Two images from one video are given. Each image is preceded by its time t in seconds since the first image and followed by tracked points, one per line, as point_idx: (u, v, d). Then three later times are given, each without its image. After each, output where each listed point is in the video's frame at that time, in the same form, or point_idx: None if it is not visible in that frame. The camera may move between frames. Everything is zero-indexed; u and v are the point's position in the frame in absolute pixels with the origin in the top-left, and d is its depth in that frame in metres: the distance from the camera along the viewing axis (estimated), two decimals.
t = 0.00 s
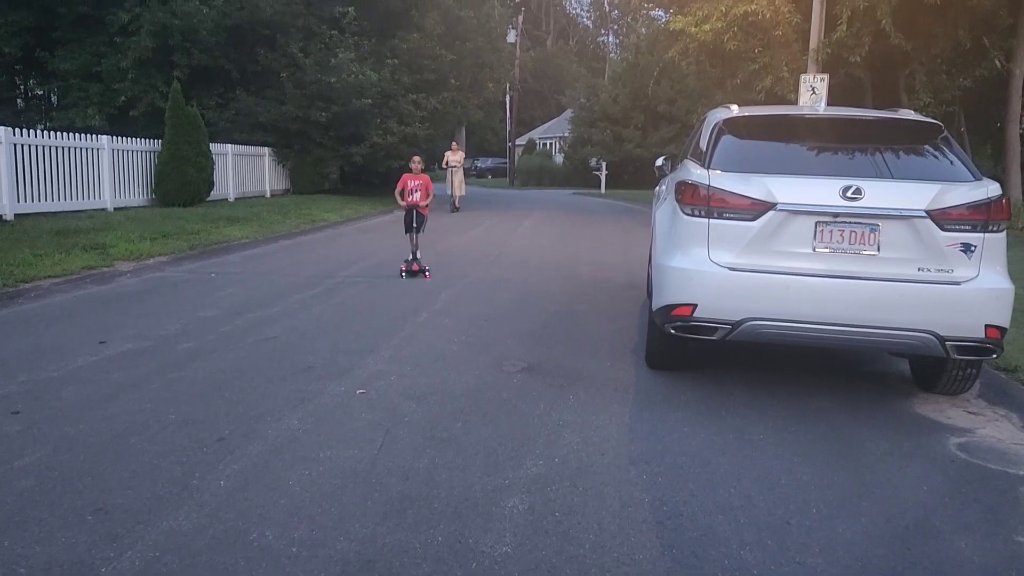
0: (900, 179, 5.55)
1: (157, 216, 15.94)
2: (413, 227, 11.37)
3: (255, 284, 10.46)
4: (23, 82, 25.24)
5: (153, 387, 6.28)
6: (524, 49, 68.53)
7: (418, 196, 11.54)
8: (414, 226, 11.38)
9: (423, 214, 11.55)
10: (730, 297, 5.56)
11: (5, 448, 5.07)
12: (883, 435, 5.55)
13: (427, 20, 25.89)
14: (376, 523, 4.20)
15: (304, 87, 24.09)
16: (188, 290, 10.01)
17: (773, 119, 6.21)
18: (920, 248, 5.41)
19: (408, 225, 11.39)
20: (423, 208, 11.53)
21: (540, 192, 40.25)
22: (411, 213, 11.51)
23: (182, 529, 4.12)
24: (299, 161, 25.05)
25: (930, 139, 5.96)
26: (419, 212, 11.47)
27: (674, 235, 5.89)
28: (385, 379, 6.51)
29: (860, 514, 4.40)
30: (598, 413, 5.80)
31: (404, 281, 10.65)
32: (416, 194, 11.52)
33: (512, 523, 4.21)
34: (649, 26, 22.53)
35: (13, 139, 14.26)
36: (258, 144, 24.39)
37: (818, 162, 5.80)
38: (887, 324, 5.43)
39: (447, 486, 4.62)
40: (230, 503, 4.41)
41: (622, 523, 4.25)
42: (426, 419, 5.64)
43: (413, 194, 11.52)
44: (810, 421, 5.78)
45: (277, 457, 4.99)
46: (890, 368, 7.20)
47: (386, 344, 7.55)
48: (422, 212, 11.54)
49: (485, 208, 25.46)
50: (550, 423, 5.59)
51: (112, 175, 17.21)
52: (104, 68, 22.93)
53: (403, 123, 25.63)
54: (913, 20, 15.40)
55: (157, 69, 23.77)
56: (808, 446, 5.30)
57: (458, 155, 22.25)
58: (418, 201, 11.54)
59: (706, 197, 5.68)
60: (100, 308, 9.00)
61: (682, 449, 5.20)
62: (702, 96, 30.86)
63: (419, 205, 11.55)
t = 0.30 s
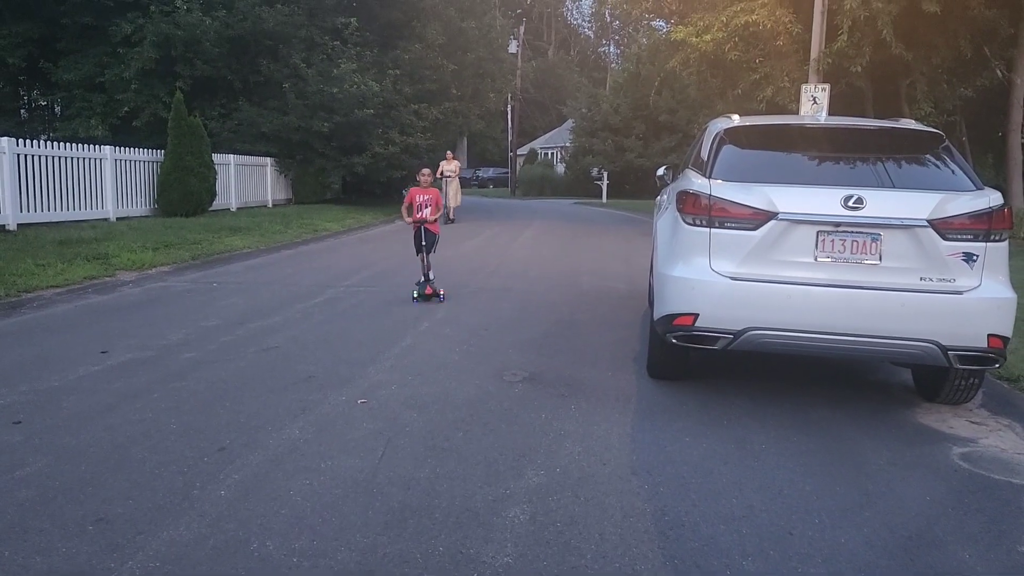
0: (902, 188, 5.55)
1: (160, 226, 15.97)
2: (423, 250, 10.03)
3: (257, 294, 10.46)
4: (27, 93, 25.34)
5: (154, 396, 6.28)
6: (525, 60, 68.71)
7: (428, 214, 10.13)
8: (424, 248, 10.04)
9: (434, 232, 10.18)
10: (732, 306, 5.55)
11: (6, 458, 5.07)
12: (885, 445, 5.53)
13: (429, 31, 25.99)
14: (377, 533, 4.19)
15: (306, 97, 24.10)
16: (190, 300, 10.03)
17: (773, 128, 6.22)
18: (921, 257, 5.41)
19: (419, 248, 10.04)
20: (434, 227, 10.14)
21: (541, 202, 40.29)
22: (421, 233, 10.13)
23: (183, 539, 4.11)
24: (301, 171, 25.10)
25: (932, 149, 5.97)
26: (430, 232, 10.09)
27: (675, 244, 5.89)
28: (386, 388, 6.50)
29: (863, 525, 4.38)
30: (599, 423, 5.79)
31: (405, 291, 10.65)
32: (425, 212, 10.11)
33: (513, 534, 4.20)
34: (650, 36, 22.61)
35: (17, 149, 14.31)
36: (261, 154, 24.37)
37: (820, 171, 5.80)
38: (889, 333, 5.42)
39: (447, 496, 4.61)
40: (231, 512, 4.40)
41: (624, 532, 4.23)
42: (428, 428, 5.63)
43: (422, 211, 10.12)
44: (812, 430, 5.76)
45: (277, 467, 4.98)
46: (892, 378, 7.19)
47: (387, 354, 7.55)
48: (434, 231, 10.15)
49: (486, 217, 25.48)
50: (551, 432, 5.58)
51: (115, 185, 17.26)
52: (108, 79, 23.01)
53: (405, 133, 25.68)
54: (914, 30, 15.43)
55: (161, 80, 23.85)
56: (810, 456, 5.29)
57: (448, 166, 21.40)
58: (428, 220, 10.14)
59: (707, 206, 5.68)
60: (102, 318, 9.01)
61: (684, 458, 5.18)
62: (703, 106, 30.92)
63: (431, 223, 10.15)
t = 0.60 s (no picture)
0: (906, 194, 5.55)
1: (166, 233, 16.01)
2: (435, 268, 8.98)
3: (262, 300, 10.48)
4: (34, 101, 25.47)
5: (160, 402, 6.29)
6: (530, 66, 68.83)
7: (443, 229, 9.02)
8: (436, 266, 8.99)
9: (448, 248, 9.07)
10: (737, 311, 5.55)
11: (13, 464, 5.09)
12: (891, 451, 5.52)
13: (434, 37, 26.10)
14: (381, 539, 4.19)
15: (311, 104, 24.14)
16: (196, 306, 10.05)
17: (777, 134, 6.22)
18: (926, 262, 5.40)
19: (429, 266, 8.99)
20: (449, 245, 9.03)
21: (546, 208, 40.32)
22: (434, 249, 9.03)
23: (188, 545, 4.12)
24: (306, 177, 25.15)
25: (936, 154, 5.96)
26: (444, 250, 9.00)
27: (679, 250, 5.89)
28: (391, 394, 6.51)
29: (868, 531, 4.37)
30: (604, 429, 5.78)
31: (410, 297, 10.66)
32: (440, 227, 8.99)
33: (517, 540, 4.20)
34: (654, 42, 22.66)
35: (24, 156, 14.38)
36: (266, 161, 24.42)
37: (824, 177, 5.80)
38: (894, 339, 5.41)
39: (452, 502, 4.61)
40: (236, 518, 4.40)
41: (628, 538, 4.23)
42: (432, 434, 5.63)
43: (437, 225, 9.00)
44: (817, 436, 5.75)
45: (282, 473, 4.99)
46: (898, 383, 7.17)
47: (391, 360, 7.55)
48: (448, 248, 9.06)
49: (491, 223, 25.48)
50: (555, 438, 5.58)
51: (121, 192, 17.32)
52: (114, 86, 23.11)
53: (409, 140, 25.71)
54: (918, 35, 15.44)
55: (167, 87, 23.94)
56: (815, 462, 5.27)
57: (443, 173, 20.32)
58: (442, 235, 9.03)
59: (711, 212, 5.68)
60: (108, 324, 9.04)
61: (688, 464, 5.18)
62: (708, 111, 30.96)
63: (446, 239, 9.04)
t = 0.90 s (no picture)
0: (915, 196, 5.52)
1: (174, 236, 16.07)
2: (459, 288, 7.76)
3: (270, 302, 10.50)
4: (44, 104, 25.61)
5: (169, 404, 6.31)
6: (538, 68, 68.87)
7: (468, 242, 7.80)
8: (461, 286, 7.77)
9: (474, 264, 7.83)
10: (744, 314, 5.54)
11: (23, 465, 5.11)
12: (900, 454, 5.49)
13: (442, 40, 26.21)
14: (388, 541, 4.19)
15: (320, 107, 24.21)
16: (205, 308, 10.08)
17: (785, 136, 6.21)
18: (935, 265, 5.38)
19: (453, 286, 7.76)
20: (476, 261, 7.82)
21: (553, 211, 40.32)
22: (458, 265, 7.80)
23: (196, 546, 4.12)
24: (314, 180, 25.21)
25: (945, 156, 5.94)
26: (470, 266, 7.78)
27: (687, 252, 5.88)
28: (398, 397, 6.52)
29: (877, 535, 4.34)
30: (611, 432, 5.77)
31: (417, 300, 10.67)
32: (465, 240, 7.77)
33: (525, 542, 4.19)
34: (662, 44, 22.67)
35: (34, 160, 14.45)
36: (274, 164, 24.47)
37: (832, 179, 5.78)
38: (903, 342, 5.39)
39: (460, 504, 4.61)
40: (244, 520, 4.41)
41: (635, 541, 4.22)
42: (440, 437, 5.63)
43: (461, 238, 7.77)
44: (826, 439, 5.73)
45: (290, 475, 4.99)
46: (906, 386, 7.15)
47: (399, 362, 7.55)
48: (474, 264, 7.84)
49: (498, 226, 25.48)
50: (562, 441, 5.57)
51: (131, 195, 17.39)
52: (124, 90, 23.21)
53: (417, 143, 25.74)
54: (927, 36, 15.42)
55: (176, 91, 24.01)
56: (823, 465, 5.25)
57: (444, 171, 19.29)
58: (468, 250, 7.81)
59: (718, 215, 5.67)
60: (118, 327, 9.07)
61: (696, 467, 5.16)
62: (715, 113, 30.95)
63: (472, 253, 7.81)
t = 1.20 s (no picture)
0: (928, 195, 5.49)
1: (187, 235, 16.13)
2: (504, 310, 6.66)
3: (282, 301, 10.53)
4: (58, 105, 25.77)
5: (182, 402, 6.33)
6: (548, 67, 68.83)
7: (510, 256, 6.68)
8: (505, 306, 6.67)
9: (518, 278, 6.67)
10: (755, 314, 5.52)
11: (38, 462, 5.14)
12: (913, 454, 5.46)
13: (453, 39, 26.25)
14: (398, 539, 4.20)
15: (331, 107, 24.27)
16: (217, 307, 10.12)
17: (796, 135, 6.18)
18: (948, 264, 5.34)
19: (496, 308, 6.66)
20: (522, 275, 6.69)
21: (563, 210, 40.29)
22: (501, 284, 6.67)
23: (208, 543, 4.13)
24: (325, 180, 25.26)
25: (959, 155, 5.90)
26: (515, 282, 6.65)
27: (698, 252, 5.86)
28: (409, 395, 6.52)
29: (890, 535, 4.32)
30: (621, 430, 5.76)
31: (429, 299, 10.69)
32: (507, 254, 6.66)
33: (535, 540, 4.19)
34: (673, 43, 22.64)
35: (48, 159, 14.54)
36: (285, 163, 24.52)
37: (844, 178, 5.75)
38: (917, 341, 5.35)
39: (470, 502, 4.61)
40: (256, 517, 4.42)
41: (647, 540, 4.21)
42: (451, 435, 5.64)
43: (501, 252, 6.66)
44: (838, 440, 5.70)
45: (301, 472, 5.00)
46: (919, 386, 7.10)
47: (410, 361, 7.56)
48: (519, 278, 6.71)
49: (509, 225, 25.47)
50: (573, 440, 5.56)
51: (144, 194, 17.47)
52: (137, 90, 23.33)
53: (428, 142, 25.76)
54: (941, 34, 15.34)
55: (188, 90, 24.10)
56: (835, 465, 5.22)
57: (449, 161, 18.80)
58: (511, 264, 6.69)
59: (730, 214, 5.65)
60: (131, 325, 9.12)
61: (707, 467, 5.15)
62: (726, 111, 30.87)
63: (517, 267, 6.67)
